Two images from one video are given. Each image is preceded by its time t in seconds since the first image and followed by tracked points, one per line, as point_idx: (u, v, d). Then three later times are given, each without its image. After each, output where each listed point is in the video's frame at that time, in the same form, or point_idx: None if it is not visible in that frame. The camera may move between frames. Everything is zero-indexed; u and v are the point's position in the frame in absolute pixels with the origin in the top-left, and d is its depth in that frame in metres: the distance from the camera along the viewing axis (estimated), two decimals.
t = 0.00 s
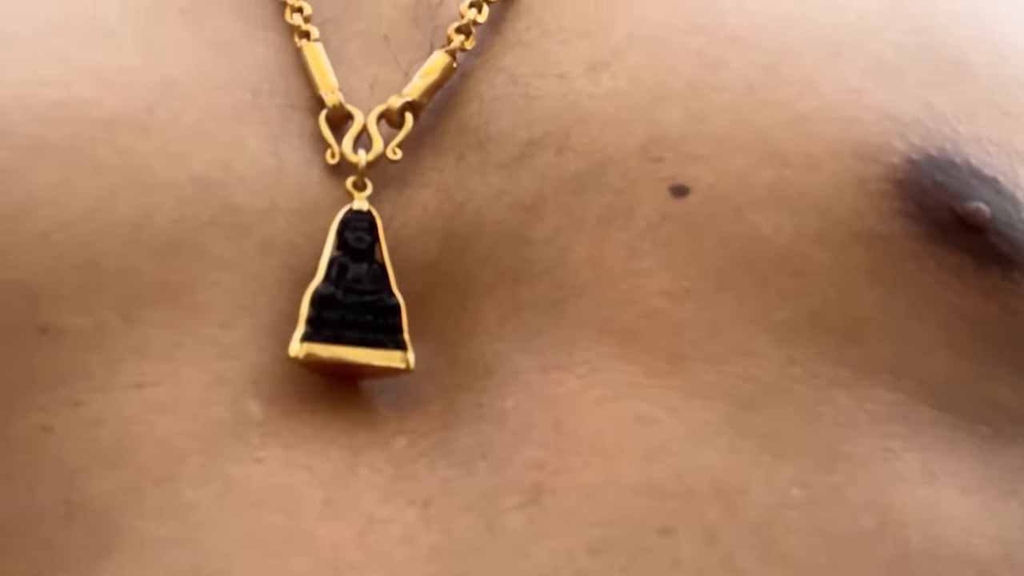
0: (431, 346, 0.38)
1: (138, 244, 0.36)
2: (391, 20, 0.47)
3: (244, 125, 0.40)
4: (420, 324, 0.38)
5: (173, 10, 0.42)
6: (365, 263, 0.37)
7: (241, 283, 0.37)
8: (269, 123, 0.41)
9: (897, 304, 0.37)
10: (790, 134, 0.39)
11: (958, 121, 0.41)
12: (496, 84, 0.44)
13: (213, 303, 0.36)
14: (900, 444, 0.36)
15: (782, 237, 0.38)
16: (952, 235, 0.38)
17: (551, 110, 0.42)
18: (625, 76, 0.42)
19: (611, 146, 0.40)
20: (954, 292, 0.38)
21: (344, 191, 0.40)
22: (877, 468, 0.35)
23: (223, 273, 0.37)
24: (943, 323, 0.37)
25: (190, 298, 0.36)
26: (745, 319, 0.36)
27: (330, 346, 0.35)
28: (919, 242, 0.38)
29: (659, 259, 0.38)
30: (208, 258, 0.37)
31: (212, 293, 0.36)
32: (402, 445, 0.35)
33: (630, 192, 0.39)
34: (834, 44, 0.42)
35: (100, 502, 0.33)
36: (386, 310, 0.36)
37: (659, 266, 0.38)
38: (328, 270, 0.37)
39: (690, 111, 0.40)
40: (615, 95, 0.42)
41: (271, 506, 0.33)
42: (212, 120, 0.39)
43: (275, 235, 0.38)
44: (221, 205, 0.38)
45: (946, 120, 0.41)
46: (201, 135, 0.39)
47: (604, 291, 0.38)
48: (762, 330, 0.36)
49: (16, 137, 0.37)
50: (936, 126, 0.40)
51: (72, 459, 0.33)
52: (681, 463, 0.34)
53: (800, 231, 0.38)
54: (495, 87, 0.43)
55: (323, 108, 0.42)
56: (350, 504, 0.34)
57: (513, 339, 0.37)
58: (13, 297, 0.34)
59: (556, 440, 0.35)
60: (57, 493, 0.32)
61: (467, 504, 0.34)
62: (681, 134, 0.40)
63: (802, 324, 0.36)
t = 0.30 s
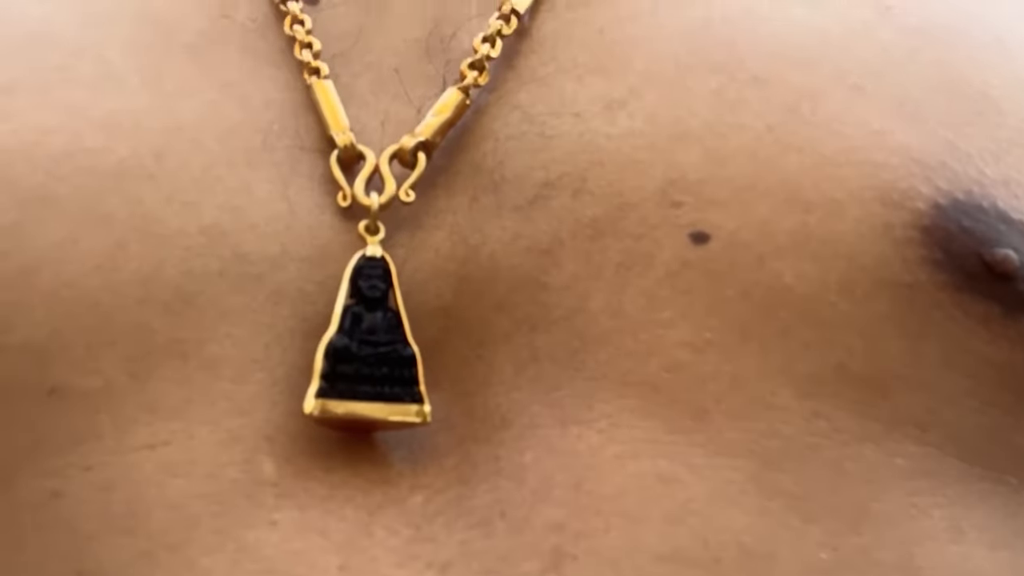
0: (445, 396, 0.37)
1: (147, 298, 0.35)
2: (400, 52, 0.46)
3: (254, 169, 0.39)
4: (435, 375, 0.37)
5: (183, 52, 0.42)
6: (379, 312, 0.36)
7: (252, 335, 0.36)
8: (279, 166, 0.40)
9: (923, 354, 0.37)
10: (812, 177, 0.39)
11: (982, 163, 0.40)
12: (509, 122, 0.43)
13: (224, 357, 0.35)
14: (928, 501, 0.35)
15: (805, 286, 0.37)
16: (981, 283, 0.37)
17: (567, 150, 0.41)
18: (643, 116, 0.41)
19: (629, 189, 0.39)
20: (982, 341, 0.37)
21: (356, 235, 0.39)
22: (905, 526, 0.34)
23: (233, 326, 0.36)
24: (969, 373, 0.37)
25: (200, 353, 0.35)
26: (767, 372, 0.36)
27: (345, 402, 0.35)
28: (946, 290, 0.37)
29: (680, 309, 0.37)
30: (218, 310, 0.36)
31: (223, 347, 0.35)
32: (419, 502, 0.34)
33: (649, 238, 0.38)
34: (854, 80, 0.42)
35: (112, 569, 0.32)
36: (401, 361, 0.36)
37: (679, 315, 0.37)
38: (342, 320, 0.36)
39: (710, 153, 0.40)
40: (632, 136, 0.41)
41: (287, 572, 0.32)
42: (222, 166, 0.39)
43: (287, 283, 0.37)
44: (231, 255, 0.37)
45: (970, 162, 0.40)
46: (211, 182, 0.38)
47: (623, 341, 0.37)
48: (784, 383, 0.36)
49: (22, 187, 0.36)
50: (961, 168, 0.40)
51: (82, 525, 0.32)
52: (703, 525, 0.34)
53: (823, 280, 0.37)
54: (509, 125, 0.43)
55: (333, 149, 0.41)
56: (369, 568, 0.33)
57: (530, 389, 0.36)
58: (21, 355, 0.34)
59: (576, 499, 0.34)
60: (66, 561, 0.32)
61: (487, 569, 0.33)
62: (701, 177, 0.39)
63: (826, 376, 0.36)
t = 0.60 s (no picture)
0: (472, 448, 0.36)
1: (176, 354, 0.35)
2: (420, 94, 0.46)
3: (278, 219, 0.39)
4: (461, 426, 0.37)
5: (205, 97, 0.42)
6: (405, 364, 0.36)
7: (279, 389, 0.36)
8: (302, 214, 0.40)
9: (951, 403, 0.36)
10: (837, 226, 0.39)
11: (1006, 208, 0.40)
12: (532, 166, 0.43)
13: (252, 412, 0.35)
14: (956, 551, 0.35)
15: (831, 336, 0.37)
16: (1007, 332, 0.37)
17: (590, 195, 0.41)
18: (665, 161, 0.41)
19: (653, 238, 0.39)
20: (1010, 390, 0.37)
21: (381, 283, 0.39)
22: None
23: (261, 380, 0.36)
24: (998, 421, 0.36)
25: (229, 409, 0.35)
26: (795, 425, 0.36)
27: (374, 457, 0.35)
28: (973, 338, 0.37)
29: (706, 360, 0.37)
30: (246, 365, 0.36)
31: (251, 402, 0.35)
32: (448, 555, 0.34)
33: (674, 287, 0.38)
34: (877, 123, 0.42)
35: None
36: (428, 414, 0.35)
37: (705, 366, 0.37)
38: (369, 373, 0.36)
39: (735, 200, 0.39)
40: (657, 182, 0.41)
41: None
42: (247, 218, 0.39)
43: (312, 334, 0.37)
44: (258, 308, 0.37)
45: (995, 207, 0.40)
46: (238, 234, 0.38)
47: (650, 392, 0.37)
48: (812, 435, 0.36)
49: (50, 246, 0.36)
50: (986, 214, 0.40)
51: None
52: None
53: (850, 330, 0.37)
54: (531, 169, 0.42)
55: (356, 196, 0.41)
56: None
57: (557, 440, 0.36)
58: (49, 417, 0.34)
59: (605, 552, 0.35)
60: None
61: None
62: (725, 225, 0.39)
63: (853, 428, 0.36)
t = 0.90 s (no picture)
0: (481, 495, 0.38)
1: (195, 409, 0.37)
2: (426, 141, 0.47)
3: (291, 271, 0.40)
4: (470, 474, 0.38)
5: (219, 151, 0.43)
6: (415, 414, 0.37)
7: (294, 441, 0.37)
8: (314, 266, 0.41)
9: (944, 450, 0.38)
10: (833, 278, 0.40)
11: (996, 257, 0.42)
12: (536, 216, 0.44)
13: (268, 465, 0.36)
14: None
15: (827, 386, 0.38)
16: (999, 381, 0.39)
17: (594, 245, 0.42)
18: (666, 212, 0.42)
19: (655, 289, 0.41)
20: (1002, 436, 0.38)
21: (390, 332, 0.40)
22: None
23: (277, 433, 0.37)
24: (989, 466, 0.38)
25: (247, 462, 0.36)
26: (793, 473, 0.37)
27: (386, 508, 0.36)
28: (965, 387, 0.38)
29: (706, 409, 0.38)
30: (263, 419, 0.37)
31: (267, 455, 0.37)
32: None
33: (676, 337, 0.40)
34: (871, 173, 0.44)
35: None
36: (437, 463, 0.36)
37: (705, 416, 0.38)
38: (379, 424, 0.37)
39: (733, 252, 0.41)
40: (658, 233, 0.42)
41: None
42: (261, 271, 0.40)
43: (325, 385, 0.38)
44: (273, 361, 0.38)
45: (985, 257, 0.41)
46: (252, 288, 0.39)
47: (653, 441, 0.38)
48: (809, 484, 0.37)
49: (71, 303, 0.37)
50: (976, 264, 0.41)
51: None
52: None
53: (845, 380, 0.38)
54: (536, 218, 0.44)
55: (366, 245, 0.42)
56: None
57: (563, 489, 0.38)
58: (75, 473, 0.35)
59: None
60: None
61: None
62: (724, 277, 0.40)
63: (849, 477, 0.37)
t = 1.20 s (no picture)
0: (479, 512, 0.39)
1: (207, 433, 0.38)
2: (424, 168, 0.49)
3: (297, 297, 0.42)
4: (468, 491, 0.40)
5: (224, 180, 0.44)
6: (415, 434, 0.38)
7: (301, 462, 0.39)
8: (318, 291, 0.43)
9: (919, 467, 0.40)
10: (814, 302, 0.42)
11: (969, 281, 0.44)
12: (530, 241, 0.45)
13: (277, 484, 0.38)
14: None
15: (809, 407, 0.40)
16: (972, 400, 0.40)
17: (586, 271, 0.44)
18: (654, 239, 0.45)
19: (644, 313, 0.43)
20: (973, 452, 0.40)
21: (390, 354, 0.42)
22: None
23: (285, 454, 0.39)
24: (961, 481, 0.40)
25: (257, 482, 0.38)
26: (775, 490, 0.39)
27: (388, 525, 0.37)
28: (939, 406, 0.40)
29: (693, 429, 0.40)
30: (271, 441, 0.39)
31: (276, 475, 0.38)
32: None
33: (664, 359, 0.41)
34: (851, 200, 0.46)
35: None
36: (436, 481, 0.38)
37: (693, 435, 0.40)
38: (381, 444, 0.38)
39: (718, 277, 0.43)
40: (646, 258, 0.44)
41: None
42: (268, 298, 0.41)
43: (329, 407, 0.40)
44: (280, 385, 0.40)
45: (959, 280, 0.43)
46: (259, 314, 0.41)
47: (642, 460, 0.40)
48: (791, 500, 0.39)
49: (88, 332, 0.39)
50: (951, 288, 0.43)
51: None
52: None
53: (825, 400, 0.40)
54: (530, 244, 0.45)
55: (366, 270, 0.43)
56: None
57: (558, 505, 0.39)
58: (92, 496, 0.37)
59: None
60: None
61: None
62: (711, 302, 0.42)
63: (829, 493, 0.39)
